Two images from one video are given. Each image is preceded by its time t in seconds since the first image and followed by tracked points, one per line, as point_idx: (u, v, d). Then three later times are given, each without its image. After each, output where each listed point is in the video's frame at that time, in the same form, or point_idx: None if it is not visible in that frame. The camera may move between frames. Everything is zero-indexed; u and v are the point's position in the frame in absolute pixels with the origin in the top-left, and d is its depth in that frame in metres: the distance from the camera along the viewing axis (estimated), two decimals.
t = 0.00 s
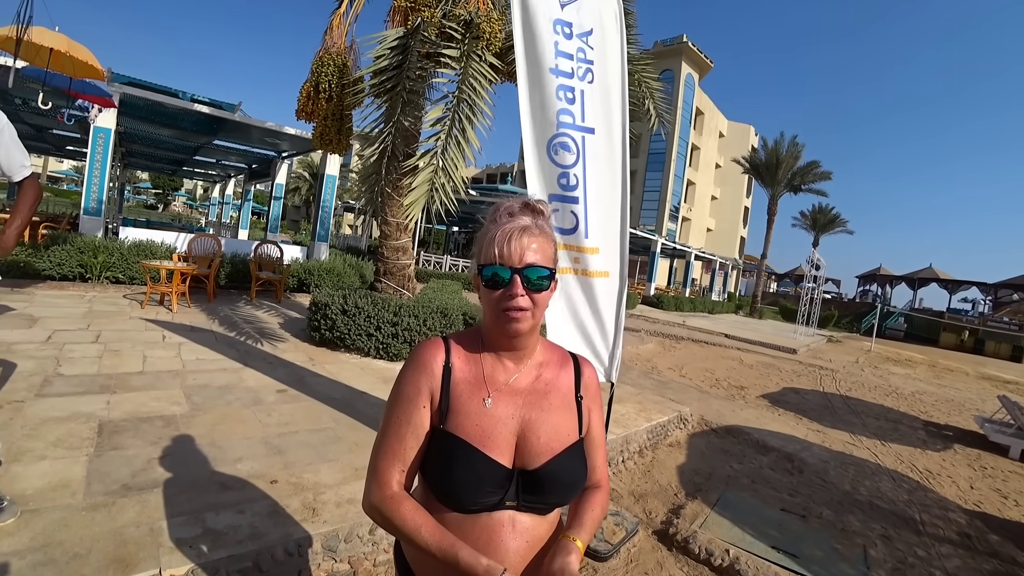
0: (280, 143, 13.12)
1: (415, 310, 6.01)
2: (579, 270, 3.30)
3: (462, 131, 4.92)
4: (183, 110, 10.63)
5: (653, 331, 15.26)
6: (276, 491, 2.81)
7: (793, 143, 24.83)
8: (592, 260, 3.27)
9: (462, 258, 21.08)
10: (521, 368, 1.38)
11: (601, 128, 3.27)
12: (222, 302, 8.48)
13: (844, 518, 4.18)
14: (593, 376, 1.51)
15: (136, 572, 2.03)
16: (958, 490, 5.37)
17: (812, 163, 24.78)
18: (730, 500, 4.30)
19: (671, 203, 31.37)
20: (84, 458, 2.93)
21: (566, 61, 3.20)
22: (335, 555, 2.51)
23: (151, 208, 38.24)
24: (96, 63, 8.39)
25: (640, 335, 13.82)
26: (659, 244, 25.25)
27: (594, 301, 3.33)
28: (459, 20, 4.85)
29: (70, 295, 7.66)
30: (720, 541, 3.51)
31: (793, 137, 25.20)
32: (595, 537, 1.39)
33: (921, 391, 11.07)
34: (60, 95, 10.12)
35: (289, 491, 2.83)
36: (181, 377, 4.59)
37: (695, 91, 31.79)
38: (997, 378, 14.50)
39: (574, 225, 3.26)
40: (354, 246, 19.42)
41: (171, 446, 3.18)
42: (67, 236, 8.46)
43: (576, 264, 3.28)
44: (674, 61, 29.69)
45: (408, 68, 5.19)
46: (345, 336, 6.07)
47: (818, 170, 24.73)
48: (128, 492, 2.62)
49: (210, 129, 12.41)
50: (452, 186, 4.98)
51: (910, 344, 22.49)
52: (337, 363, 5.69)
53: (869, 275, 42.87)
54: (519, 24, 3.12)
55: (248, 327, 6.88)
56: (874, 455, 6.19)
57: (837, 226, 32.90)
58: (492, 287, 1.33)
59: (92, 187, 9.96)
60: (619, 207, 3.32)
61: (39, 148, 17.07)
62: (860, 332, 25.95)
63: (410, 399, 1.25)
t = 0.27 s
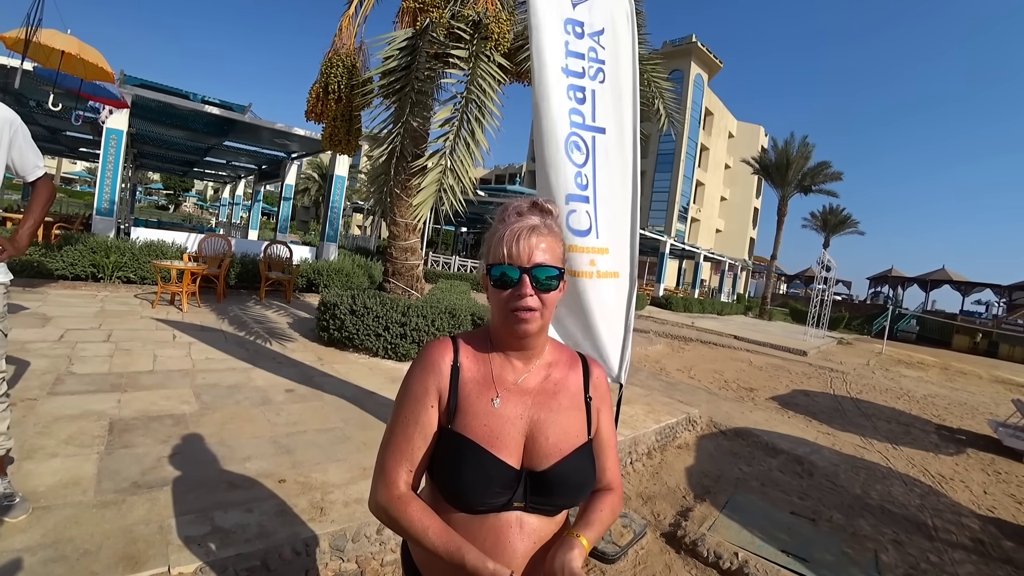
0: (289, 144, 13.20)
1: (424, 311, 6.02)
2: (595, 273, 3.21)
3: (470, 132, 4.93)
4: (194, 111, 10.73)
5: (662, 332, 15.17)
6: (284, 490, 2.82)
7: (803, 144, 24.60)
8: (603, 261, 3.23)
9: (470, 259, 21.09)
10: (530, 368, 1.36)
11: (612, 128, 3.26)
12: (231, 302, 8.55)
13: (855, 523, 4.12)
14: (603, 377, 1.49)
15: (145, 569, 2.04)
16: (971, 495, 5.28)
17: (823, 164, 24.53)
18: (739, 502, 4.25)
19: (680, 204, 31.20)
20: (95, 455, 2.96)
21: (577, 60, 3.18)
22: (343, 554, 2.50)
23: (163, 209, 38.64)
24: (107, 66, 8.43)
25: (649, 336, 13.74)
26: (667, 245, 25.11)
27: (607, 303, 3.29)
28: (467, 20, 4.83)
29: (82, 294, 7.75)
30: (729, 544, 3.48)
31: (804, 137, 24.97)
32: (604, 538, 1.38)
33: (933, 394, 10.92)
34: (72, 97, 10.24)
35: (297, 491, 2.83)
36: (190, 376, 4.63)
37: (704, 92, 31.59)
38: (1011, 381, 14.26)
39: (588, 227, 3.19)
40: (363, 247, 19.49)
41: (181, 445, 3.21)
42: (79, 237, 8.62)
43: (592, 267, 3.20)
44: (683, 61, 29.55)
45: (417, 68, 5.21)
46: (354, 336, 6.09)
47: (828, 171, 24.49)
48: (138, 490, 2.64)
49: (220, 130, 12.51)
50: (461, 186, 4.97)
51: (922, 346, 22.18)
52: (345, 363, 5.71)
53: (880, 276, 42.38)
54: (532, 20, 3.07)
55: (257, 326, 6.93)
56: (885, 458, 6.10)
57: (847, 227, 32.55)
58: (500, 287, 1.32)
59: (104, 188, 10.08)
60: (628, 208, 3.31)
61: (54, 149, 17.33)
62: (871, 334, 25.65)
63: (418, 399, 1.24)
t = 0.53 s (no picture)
0: (299, 146, 13.30)
1: (433, 312, 6.03)
2: (599, 273, 3.22)
3: (479, 134, 4.94)
4: (205, 113, 10.84)
5: (670, 334, 15.08)
6: (293, 491, 2.83)
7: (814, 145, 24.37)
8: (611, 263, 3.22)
9: (478, 260, 21.11)
10: (539, 372, 1.35)
11: (621, 130, 3.24)
12: (241, 303, 8.61)
13: (867, 528, 4.07)
14: (612, 380, 1.48)
15: (154, 568, 2.06)
16: (985, 501, 5.19)
17: (834, 165, 24.29)
18: (749, 507, 4.21)
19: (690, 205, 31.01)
20: (107, 454, 2.99)
21: (586, 62, 3.16)
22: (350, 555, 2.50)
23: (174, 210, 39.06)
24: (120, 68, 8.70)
25: (658, 338, 13.67)
26: (676, 247, 24.97)
27: (615, 306, 3.28)
28: (477, 22, 4.83)
29: (95, 295, 7.85)
30: (738, 549, 3.44)
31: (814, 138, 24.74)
32: (612, 544, 1.36)
33: (946, 398, 10.75)
34: (87, 100, 10.39)
35: (305, 491, 2.84)
36: (201, 376, 4.67)
37: (713, 92, 31.40)
38: None
39: (591, 229, 3.19)
40: (371, 248, 19.57)
41: (191, 444, 3.23)
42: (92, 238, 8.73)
43: (597, 267, 3.21)
44: (693, 62, 29.41)
45: (426, 70, 5.22)
46: (363, 337, 6.11)
47: (839, 172, 24.23)
48: (149, 489, 2.66)
49: (231, 132, 12.63)
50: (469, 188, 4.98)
51: (935, 350, 21.86)
52: (354, 364, 5.73)
53: (892, 278, 41.85)
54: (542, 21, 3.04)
55: (267, 327, 6.98)
56: (897, 463, 6.01)
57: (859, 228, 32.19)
58: (510, 289, 1.31)
59: (117, 190, 10.20)
60: (637, 210, 3.29)
61: (68, 152, 17.58)
62: (882, 337, 25.32)
63: (427, 402, 1.24)
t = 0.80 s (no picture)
0: (305, 147, 13.37)
1: (438, 313, 6.04)
2: (603, 275, 3.23)
3: (484, 136, 4.95)
4: (213, 115, 10.92)
5: (675, 337, 15.04)
6: (298, 490, 2.84)
7: (820, 147, 24.26)
8: (616, 265, 3.22)
9: (483, 262, 21.13)
10: (544, 374, 1.36)
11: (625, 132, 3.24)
12: (247, 304, 8.66)
13: (872, 532, 4.03)
14: (617, 382, 1.48)
15: (160, 566, 2.07)
16: (993, 506, 5.15)
17: (841, 167, 24.17)
18: (753, 510, 4.19)
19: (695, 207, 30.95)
20: (113, 453, 3.01)
21: (589, 64, 3.17)
22: (354, 555, 2.52)
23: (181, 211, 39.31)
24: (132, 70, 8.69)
25: (662, 340, 13.63)
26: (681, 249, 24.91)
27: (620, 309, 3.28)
28: (483, 24, 4.85)
29: (103, 294, 7.92)
30: (742, 552, 3.43)
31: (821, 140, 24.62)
32: (615, 545, 1.36)
33: (954, 402, 10.66)
34: (97, 102, 10.49)
35: (310, 491, 2.85)
36: (207, 376, 4.70)
37: (719, 94, 31.32)
38: None
39: (598, 229, 3.20)
40: (377, 250, 19.63)
41: (197, 444, 3.25)
42: (101, 238, 8.82)
43: (600, 269, 3.23)
44: (699, 64, 29.36)
45: (432, 72, 5.23)
46: (368, 338, 6.13)
47: (846, 174, 24.10)
48: (154, 487, 2.68)
49: (238, 134, 12.72)
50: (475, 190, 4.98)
51: (942, 353, 21.69)
52: (359, 365, 5.75)
53: (899, 281, 41.54)
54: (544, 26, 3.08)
55: (273, 327, 7.01)
56: (903, 467, 5.97)
57: (865, 231, 32.00)
58: (514, 291, 1.31)
59: (125, 191, 10.29)
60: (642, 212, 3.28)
61: (77, 153, 17.75)
62: (889, 340, 25.15)
63: (433, 403, 1.24)
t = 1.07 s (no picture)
0: (306, 150, 13.41)
1: (438, 316, 6.05)
2: (608, 279, 3.23)
3: (484, 139, 4.98)
4: (214, 118, 10.96)
5: (676, 339, 15.03)
6: (297, 493, 2.84)
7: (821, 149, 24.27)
8: (617, 268, 3.23)
9: (483, 264, 21.14)
10: (544, 376, 1.36)
11: (626, 135, 3.25)
12: (248, 306, 8.67)
13: (873, 535, 4.02)
14: (617, 386, 1.48)
15: (159, 568, 2.07)
16: (994, 509, 5.13)
17: (841, 169, 24.18)
18: (754, 512, 4.18)
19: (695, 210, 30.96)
20: (113, 455, 3.02)
21: (589, 68, 3.20)
22: (354, 558, 2.51)
23: (183, 214, 39.41)
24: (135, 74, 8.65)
25: (663, 343, 13.62)
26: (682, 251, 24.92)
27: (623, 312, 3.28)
28: (484, 28, 4.87)
29: (104, 297, 7.94)
30: (742, 555, 3.42)
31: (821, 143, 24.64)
32: (616, 548, 1.37)
33: (955, 405, 10.64)
34: (100, 106, 10.55)
35: (309, 493, 2.85)
36: (207, 378, 4.70)
37: (719, 97, 31.38)
38: None
39: (602, 232, 3.20)
40: (377, 252, 19.65)
41: (197, 446, 3.26)
42: (102, 241, 8.85)
43: (606, 273, 3.21)
44: (699, 67, 29.42)
45: (433, 75, 5.24)
46: (368, 341, 6.14)
47: (846, 177, 24.10)
48: (155, 489, 2.68)
49: (239, 137, 12.77)
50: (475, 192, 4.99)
51: (944, 356, 21.64)
52: (359, 368, 5.75)
53: (900, 283, 41.49)
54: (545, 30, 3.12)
55: (273, 330, 7.02)
56: (904, 470, 5.95)
57: (866, 233, 31.99)
58: (514, 292, 1.32)
59: (127, 193, 10.32)
60: (642, 214, 3.28)
61: (79, 156, 17.81)
62: (890, 342, 25.12)
63: (432, 405, 1.25)
